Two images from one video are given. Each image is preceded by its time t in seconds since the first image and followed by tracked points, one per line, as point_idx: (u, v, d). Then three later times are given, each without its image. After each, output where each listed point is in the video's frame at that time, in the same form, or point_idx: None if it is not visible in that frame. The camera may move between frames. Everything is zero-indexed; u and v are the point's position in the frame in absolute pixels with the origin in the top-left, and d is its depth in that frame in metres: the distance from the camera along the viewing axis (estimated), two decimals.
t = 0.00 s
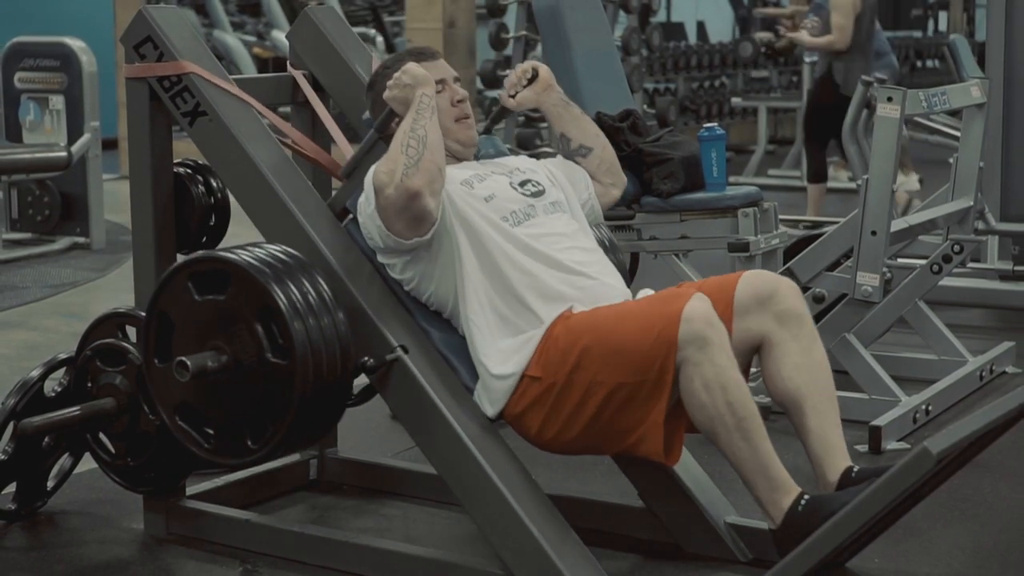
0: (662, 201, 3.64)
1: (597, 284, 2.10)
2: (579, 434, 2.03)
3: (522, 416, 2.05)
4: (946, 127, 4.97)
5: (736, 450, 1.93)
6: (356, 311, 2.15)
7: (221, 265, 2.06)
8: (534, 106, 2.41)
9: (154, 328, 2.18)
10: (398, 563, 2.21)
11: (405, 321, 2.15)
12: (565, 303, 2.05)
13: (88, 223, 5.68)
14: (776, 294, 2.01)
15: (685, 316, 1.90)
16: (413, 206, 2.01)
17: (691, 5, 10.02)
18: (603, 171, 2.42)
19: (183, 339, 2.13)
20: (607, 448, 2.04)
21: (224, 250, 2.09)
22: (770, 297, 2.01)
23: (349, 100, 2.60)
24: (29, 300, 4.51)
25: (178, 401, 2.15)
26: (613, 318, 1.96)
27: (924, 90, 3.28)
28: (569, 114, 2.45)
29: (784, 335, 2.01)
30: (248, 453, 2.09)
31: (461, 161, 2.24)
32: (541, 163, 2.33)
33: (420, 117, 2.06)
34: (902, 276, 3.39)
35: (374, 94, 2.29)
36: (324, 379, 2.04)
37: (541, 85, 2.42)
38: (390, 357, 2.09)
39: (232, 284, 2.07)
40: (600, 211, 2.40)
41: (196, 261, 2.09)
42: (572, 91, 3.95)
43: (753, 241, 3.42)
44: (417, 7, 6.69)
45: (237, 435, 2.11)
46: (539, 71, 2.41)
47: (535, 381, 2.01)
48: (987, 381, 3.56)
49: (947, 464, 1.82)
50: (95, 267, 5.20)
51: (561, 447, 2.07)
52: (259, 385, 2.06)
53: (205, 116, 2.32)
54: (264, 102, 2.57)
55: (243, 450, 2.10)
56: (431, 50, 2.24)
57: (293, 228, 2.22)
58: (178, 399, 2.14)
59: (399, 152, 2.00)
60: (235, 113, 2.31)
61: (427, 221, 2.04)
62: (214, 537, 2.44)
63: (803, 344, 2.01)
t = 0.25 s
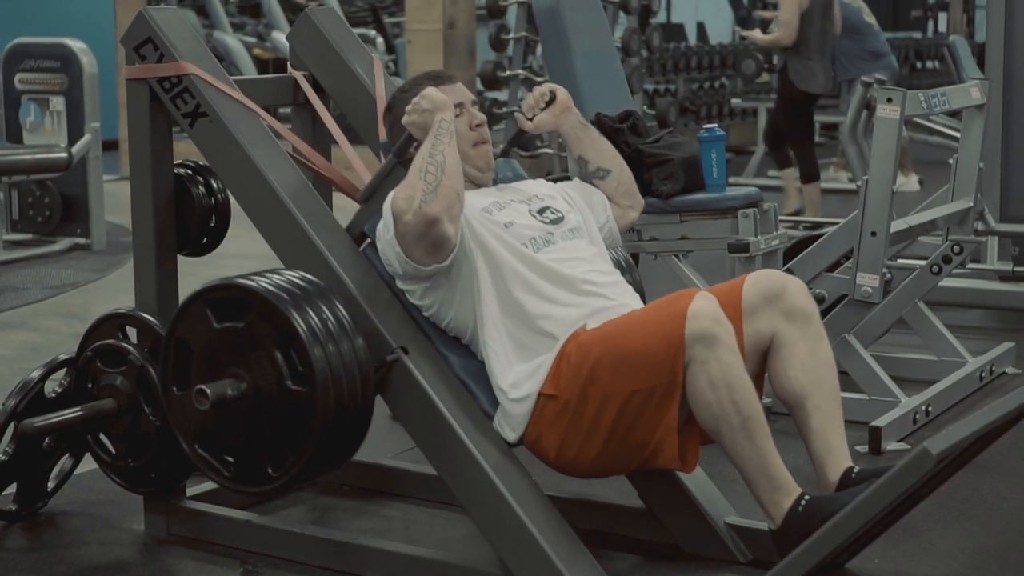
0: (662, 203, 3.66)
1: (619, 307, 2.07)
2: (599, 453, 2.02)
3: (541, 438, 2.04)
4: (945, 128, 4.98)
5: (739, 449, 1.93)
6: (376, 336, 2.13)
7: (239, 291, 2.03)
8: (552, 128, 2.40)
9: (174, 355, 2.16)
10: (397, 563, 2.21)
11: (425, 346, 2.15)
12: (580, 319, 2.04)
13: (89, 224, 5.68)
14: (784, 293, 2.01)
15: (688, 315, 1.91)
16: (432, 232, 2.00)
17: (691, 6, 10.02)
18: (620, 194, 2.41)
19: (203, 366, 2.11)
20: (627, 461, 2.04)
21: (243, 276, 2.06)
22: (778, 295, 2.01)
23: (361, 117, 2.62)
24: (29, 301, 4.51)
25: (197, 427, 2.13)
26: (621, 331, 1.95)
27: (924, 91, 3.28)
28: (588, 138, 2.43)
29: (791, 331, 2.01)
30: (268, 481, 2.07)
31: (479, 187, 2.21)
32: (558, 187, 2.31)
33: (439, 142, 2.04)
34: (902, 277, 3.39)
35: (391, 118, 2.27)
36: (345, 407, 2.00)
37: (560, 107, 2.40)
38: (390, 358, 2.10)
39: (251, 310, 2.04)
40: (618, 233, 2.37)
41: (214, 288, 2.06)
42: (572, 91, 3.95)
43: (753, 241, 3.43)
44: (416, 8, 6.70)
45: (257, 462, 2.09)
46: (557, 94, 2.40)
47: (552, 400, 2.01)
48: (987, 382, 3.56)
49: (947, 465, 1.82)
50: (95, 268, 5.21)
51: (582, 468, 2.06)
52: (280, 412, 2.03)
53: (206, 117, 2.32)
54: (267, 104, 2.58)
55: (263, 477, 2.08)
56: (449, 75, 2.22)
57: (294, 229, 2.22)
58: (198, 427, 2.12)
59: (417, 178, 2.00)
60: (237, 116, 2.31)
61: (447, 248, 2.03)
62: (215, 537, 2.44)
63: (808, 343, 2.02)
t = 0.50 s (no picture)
0: (661, 204, 3.66)
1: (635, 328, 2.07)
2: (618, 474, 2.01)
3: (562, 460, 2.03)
4: (946, 130, 4.98)
5: (740, 449, 1.93)
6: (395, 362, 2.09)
7: (257, 318, 2.00)
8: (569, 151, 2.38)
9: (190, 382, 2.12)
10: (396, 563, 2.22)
11: (442, 368, 2.12)
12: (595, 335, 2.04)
13: (89, 225, 5.69)
14: (786, 294, 2.01)
15: (689, 316, 1.90)
16: (449, 258, 1.98)
17: (691, 8, 10.04)
18: (638, 216, 2.39)
19: (220, 394, 2.07)
20: (645, 479, 2.03)
21: (260, 302, 2.03)
22: (782, 296, 2.01)
23: (368, 125, 2.62)
24: (30, 302, 4.52)
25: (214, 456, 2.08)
26: (626, 341, 1.95)
27: (924, 93, 3.29)
28: (606, 159, 2.42)
29: (796, 330, 2.01)
30: (287, 509, 2.03)
31: (496, 210, 2.20)
32: (576, 208, 2.30)
33: (456, 167, 2.03)
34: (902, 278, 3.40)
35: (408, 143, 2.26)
36: (365, 433, 1.97)
37: (577, 129, 2.38)
38: (391, 359, 2.09)
39: (270, 337, 2.00)
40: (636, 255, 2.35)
41: (231, 314, 2.03)
42: (572, 91, 3.94)
43: (753, 243, 3.43)
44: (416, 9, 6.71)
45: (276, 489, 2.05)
46: (575, 116, 2.37)
47: (566, 419, 2.01)
48: (987, 383, 3.57)
49: (947, 465, 1.83)
50: (95, 270, 5.21)
51: (607, 490, 2.04)
52: (299, 440, 2.00)
53: (206, 118, 2.32)
54: (269, 105, 2.58)
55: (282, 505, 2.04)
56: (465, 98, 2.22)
57: (292, 229, 2.22)
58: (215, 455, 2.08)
59: (435, 204, 1.98)
60: (239, 120, 2.32)
61: (465, 274, 2.02)
62: (214, 538, 2.45)
63: (812, 342, 2.02)
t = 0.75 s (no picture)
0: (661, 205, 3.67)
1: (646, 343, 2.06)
2: (629, 489, 2.00)
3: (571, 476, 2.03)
4: (946, 130, 4.98)
5: (741, 449, 1.93)
6: (409, 381, 2.09)
7: (271, 337, 1.98)
8: (583, 167, 2.38)
9: (203, 402, 2.10)
10: (396, 563, 2.22)
11: (456, 387, 2.11)
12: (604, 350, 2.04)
13: (90, 225, 5.69)
14: (785, 294, 2.02)
15: (687, 317, 1.90)
16: (462, 278, 1.98)
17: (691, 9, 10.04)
18: (652, 232, 2.39)
19: (235, 413, 2.05)
20: (658, 492, 2.01)
21: (274, 321, 2.02)
22: (780, 296, 2.02)
23: (370, 125, 2.62)
24: (30, 302, 4.52)
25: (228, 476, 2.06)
26: (631, 351, 1.94)
27: (924, 93, 3.29)
28: (620, 175, 2.42)
29: (796, 328, 2.01)
30: (303, 529, 2.01)
31: (511, 228, 2.18)
32: (589, 224, 2.29)
33: (469, 186, 2.02)
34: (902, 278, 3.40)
35: (422, 160, 2.23)
36: (381, 453, 1.95)
37: (591, 146, 2.38)
38: (392, 358, 2.09)
39: (284, 356, 1.99)
40: (649, 269, 2.34)
41: (245, 333, 2.01)
42: (572, 90, 3.93)
43: (753, 243, 3.43)
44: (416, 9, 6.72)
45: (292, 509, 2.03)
46: (589, 132, 2.37)
47: (576, 435, 2.01)
48: (987, 383, 3.57)
49: (947, 465, 1.83)
50: (96, 270, 5.21)
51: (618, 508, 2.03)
52: (314, 460, 1.98)
53: (206, 119, 2.32)
54: (269, 105, 2.59)
55: (298, 525, 2.02)
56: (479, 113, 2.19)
57: (292, 227, 2.22)
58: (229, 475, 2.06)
59: (448, 223, 1.98)
60: (240, 123, 2.31)
61: (478, 293, 2.01)
62: (214, 538, 2.45)
63: (812, 341, 2.02)
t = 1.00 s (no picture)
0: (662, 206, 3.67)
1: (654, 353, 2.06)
2: (636, 498, 2.00)
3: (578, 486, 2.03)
4: (946, 131, 4.99)
5: (742, 451, 1.93)
6: (420, 395, 2.10)
7: (282, 351, 1.99)
8: (593, 178, 2.35)
9: (215, 416, 2.10)
10: (397, 563, 2.22)
11: (464, 401, 2.10)
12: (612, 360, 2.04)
13: (91, 226, 5.69)
14: (784, 295, 2.02)
15: (686, 321, 1.90)
16: (472, 291, 1.98)
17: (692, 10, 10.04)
18: (661, 243, 2.35)
19: (246, 427, 2.05)
20: (666, 502, 2.01)
21: (285, 334, 2.02)
22: (779, 297, 2.02)
23: (370, 126, 2.63)
24: (32, 304, 4.52)
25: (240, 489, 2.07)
26: (635, 356, 1.93)
27: (924, 94, 3.29)
28: (629, 187, 2.38)
29: (796, 329, 2.02)
30: (312, 542, 2.02)
31: (521, 239, 2.18)
32: (599, 236, 2.27)
33: (479, 199, 2.01)
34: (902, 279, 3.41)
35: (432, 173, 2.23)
36: (391, 467, 1.96)
37: (601, 157, 2.35)
38: (392, 359, 2.11)
39: (295, 370, 1.99)
40: (659, 282, 2.31)
41: (256, 347, 2.02)
42: (572, 90, 3.93)
43: (753, 244, 3.43)
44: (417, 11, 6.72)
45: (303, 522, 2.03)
46: (598, 143, 2.35)
47: (582, 446, 2.01)
48: (987, 384, 3.57)
49: (946, 465, 1.83)
50: (97, 271, 5.21)
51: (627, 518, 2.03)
52: (324, 473, 1.98)
53: (208, 120, 2.32)
54: (268, 107, 2.60)
55: (309, 538, 2.02)
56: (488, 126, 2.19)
57: (292, 227, 2.23)
58: (240, 488, 2.06)
59: (457, 236, 1.97)
60: (242, 127, 2.31)
61: (487, 305, 2.01)
62: (216, 539, 2.45)
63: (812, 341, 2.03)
